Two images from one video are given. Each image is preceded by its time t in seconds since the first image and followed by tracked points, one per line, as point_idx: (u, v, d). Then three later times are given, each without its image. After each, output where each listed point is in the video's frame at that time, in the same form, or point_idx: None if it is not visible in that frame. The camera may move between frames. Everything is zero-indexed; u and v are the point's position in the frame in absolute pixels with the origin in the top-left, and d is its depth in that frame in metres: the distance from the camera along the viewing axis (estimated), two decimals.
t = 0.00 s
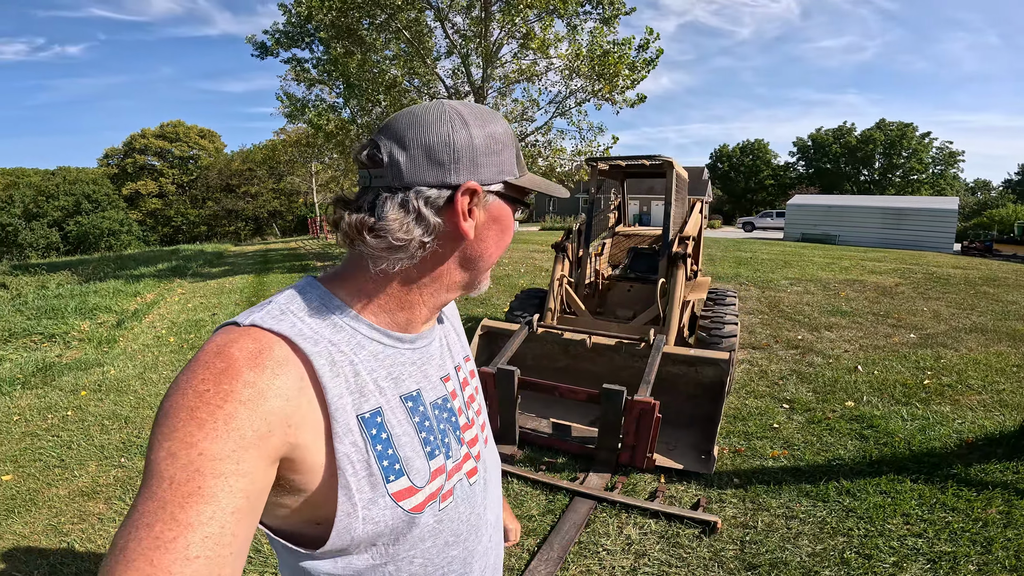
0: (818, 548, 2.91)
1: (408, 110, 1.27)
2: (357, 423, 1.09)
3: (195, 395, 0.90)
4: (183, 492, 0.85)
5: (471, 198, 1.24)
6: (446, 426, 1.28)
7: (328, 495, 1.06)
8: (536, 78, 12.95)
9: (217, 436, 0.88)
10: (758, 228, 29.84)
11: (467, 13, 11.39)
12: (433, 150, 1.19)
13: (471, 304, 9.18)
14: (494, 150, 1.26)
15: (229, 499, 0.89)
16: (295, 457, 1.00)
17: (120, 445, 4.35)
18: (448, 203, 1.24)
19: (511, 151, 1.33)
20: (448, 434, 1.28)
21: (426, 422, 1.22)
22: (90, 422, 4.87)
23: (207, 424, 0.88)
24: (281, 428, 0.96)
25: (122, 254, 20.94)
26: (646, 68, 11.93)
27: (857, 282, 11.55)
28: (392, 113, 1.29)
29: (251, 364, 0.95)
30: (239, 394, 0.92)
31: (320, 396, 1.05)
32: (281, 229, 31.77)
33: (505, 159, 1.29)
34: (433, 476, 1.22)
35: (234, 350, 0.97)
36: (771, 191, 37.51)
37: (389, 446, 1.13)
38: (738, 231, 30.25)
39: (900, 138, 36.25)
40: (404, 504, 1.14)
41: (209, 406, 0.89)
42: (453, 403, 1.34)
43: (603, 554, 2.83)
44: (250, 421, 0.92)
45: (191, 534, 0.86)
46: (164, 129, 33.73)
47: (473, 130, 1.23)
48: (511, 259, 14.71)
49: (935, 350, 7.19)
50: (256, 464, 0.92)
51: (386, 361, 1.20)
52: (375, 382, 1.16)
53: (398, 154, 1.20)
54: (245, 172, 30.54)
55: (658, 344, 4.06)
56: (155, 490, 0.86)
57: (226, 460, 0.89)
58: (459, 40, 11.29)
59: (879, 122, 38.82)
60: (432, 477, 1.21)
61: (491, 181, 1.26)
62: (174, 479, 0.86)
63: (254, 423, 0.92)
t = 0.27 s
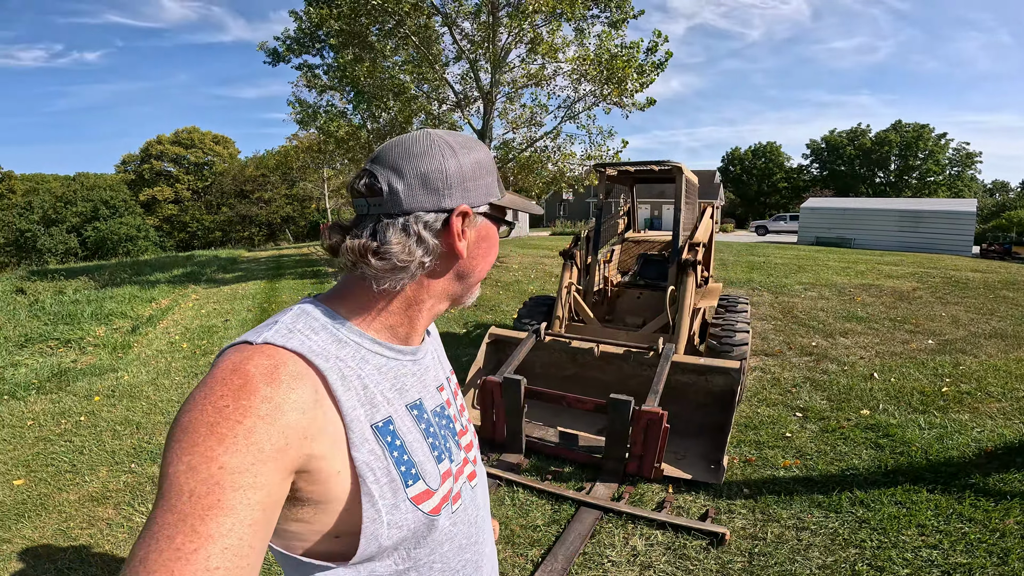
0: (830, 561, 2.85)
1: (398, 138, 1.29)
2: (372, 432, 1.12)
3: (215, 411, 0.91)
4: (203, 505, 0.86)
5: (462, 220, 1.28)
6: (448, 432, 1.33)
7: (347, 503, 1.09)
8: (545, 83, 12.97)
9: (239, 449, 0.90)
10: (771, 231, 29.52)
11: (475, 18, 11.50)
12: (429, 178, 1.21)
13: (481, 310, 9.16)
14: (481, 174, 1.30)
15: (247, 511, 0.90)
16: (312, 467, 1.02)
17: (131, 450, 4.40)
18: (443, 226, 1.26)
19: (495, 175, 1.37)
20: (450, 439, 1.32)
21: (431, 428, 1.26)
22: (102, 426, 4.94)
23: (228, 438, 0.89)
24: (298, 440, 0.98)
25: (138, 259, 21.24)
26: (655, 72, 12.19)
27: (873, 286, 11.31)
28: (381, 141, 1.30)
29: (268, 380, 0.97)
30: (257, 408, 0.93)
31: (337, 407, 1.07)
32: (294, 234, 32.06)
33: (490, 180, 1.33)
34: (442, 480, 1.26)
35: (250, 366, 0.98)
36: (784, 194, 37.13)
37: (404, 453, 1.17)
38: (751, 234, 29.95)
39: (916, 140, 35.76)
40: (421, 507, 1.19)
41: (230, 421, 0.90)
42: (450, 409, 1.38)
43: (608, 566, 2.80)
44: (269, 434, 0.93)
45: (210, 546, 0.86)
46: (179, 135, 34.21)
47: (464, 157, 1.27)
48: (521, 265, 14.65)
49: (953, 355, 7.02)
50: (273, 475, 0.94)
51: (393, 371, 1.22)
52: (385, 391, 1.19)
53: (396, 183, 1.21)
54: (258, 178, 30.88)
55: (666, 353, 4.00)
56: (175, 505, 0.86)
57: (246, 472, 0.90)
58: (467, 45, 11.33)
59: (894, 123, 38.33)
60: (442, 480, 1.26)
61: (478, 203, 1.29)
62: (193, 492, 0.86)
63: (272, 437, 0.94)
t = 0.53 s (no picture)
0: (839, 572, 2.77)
1: (393, 153, 1.30)
2: (358, 438, 1.12)
3: (201, 414, 0.91)
4: (190, 506, 0.86)
5: (452, 234, 1.27)
6: (434, 440, 1.32)
7: (332, 510, 1.08)
8: (555, 86, 12.99)
9: (225, 451, 0.89)
10: (786, 234, 29.15)
11: (485, 23, 11.57)
12: (421, 191, 1.21)
13: (490, 315, 9.14)
14: (472, 191, 1.30)
15: (233, 513, 0.89)
16: (298, 472, 1.01)
17: (141, 452, 4.46)
18: (432, 238, 1.25)
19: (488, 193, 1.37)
20: (436, 447, 1.31)
21: (417, 435, 1.26)
22: (113, 429, 5.01)
23: (215, 441, 0.89)
24: (285, 443, 0.97)
25: (157, 264, 21.60)
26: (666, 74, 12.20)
27: (891, 289, 11.08)
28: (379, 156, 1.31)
29: (255, 384, 0.97)
30: (243, 412, 0.93)
31: (323, 412, 1.07)
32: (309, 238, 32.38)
33: (482, 198, 1.32)
34: (428, 487, 1.25)
35: (238, 371, 0.98)
36: (800, 197, 36.67)
37: (388, 458, 1.16)
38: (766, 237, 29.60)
39: (935, 141, 35.17)
40: (406, 514, 1.18)
41: (216, 424, 0.90)
42: (437, 418, 1.38)
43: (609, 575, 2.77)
44: (255, 437, 0.93)
45: (197, 548, 0.86)
46: (196, 141, 34.78)
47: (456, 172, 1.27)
48: (532, 269, 14.61)
49: (972, 360, 6.83)
50: (259, 478, 0.93)
51: (380, 378, 1.22)
52: (372, 398, 1.18)
53: (389, 195, 1.22)
54: (274, 183, 31.25)
55: (673, 359, 3.93)
56: (160, 507, 0.85)
57: (233, 475, 0.90)
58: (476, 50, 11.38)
59: (913, 124, 37.73)
60: (428, 487, 1.25)
61: (469, 219, 1.29)
62: (178, 494, 0.86)
63: (259, 439, 0.93)
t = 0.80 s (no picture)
0: None
1: (410, 151, 1.28)
2: (349, 446, 1.12)
3: (187, 418, 0.91)
4: (171, 513, 0.86)
5: (461, 242, 1.25)
6: (429, 447, 1.32)
7: (320, 516, 1.09)
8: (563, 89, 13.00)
9: (211, 458, 0.90)
10: (801, 237, 28.80)
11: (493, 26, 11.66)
12: (434, 196, 1.19)
13: (497, 318, 9.17)
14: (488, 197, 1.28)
15: (217, 521, 0.90)
16: (286, 479, 1.02)
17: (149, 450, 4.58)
18: (440, 246, 1.23)
19: (506, 200, 1.34)
20: (430, 454, 1.32)
21: (410, 443, 1.25)
22: (123, 428, 5.13)
23: (200, 446, 0.89)
24: (272, 450, 0.97)
25: (174, 267, 21.98)
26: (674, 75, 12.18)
27: (905, 291, 10.87)
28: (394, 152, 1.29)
29: (244, 389, 0.97)
30: (231, 418, 0.93)
31: (314, 419, 1.06)
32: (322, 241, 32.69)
33: (498, 205, 1.30)
34: (420, 495, 1.26)
35: (227, 373, 0.98)
36: (815, 199, 36.22)
37: (381, 467, 1.16)
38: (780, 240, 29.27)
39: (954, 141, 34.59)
40: (397, 523, 1.18)
41: (202, 429, 0.90)
42: (433, 424, 1.38)
43: None
44: (242, 445, 0.93)
45: (176, 555, 0.86)
46: (213, 146, 35.35)
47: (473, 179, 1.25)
48: (541, 272, 14.60)
49: (988, 362, 6.67)
50: (246, 486, 0.94)
51: (375, 384, 1.22)
52: (366, 405, 1.18)
53: (399, 196, 1.20)
54: (288, 187, 31.63)
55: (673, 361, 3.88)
56: (142, 512, 0.86)
57: (218, 482, 0.90)
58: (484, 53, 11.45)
59: (931, 125, 37.13)
60: (419, 496, 1.25)
61: (481, 227, 1.26)
62: (160, 500, 0.86)
63: (246, 446, 0.94)
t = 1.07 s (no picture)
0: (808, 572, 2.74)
1: (408, 130, 1.23)
2: (351, 448, 1.10)
3: (180, 428, 0.89)
4: (174, 528, 0.85)
5: (463, 230, 1.21)
6: (432, 442, 1.31)
7: (325, 519, 1.08)
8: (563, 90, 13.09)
9: (209, 471, 0.88)
10: (804, 239, 28.74)
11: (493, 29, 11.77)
12: (432, 180, 1.15)
13: (495, 317, 9.23)
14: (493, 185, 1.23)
15: (220, 533, 0.88)
16: (287, 484, 1.00)
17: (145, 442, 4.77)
18: (439, 235, 1.20)
19: (512, 183, 1.30)
20: (434, 450, 1.31)
21: (413, 440, 1.24)
22: (122, 422, 5.26)
23: (195, 459, 0.87)
24: (271, 457, 0.95)
25: (178, 268, 22.19)
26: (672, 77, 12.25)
27: (904, 292, 10.86)
28: (389, 133, 1.25)
29: (237, 395, 0.94)
30: (227, 427, 0.91)
31: (313, 422, 1.04)
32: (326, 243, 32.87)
33: (503, 190, 1.26)
34: (426, 492, 1.25)
35: (218, 379, 0.95)
36: (819, 200, 36.11)
37: (384, 468, 1.14)
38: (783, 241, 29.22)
39: (959, 143, 34.43)
40: (406, 522, 1.18)
41: (197, 440, 0.88)
42: (434, 418, 1.37)
43: (579, 568, 2.83)
44: (240, 453, 0.91)
45: (184, 569, 0.85)
46: (218, 148, 35.67)
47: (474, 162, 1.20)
48: (541, 273, 14.67)
49: (982, 362, 6.66)
50: (247, 496, 0.92)
51: (374, 384, 1.20)
52: (367, 405, 1.16)
53: (393, 179, 1.15)
54: (292, 189, 31.85)
55: (656, 356, 3.93)
56: (143, 528, 0.84)
57: (218, 494, 0.88)
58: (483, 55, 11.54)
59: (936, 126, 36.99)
60: (425, 493, 1.24)
61: (484, 214, 1.23)
62: (161, 515, 0.85)
63: (245, 455, 0.92)
